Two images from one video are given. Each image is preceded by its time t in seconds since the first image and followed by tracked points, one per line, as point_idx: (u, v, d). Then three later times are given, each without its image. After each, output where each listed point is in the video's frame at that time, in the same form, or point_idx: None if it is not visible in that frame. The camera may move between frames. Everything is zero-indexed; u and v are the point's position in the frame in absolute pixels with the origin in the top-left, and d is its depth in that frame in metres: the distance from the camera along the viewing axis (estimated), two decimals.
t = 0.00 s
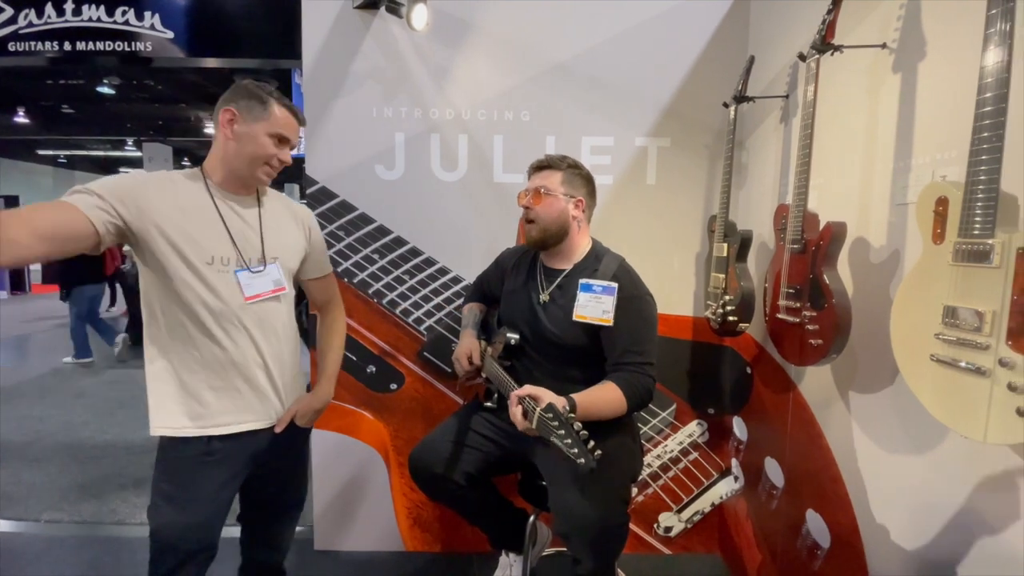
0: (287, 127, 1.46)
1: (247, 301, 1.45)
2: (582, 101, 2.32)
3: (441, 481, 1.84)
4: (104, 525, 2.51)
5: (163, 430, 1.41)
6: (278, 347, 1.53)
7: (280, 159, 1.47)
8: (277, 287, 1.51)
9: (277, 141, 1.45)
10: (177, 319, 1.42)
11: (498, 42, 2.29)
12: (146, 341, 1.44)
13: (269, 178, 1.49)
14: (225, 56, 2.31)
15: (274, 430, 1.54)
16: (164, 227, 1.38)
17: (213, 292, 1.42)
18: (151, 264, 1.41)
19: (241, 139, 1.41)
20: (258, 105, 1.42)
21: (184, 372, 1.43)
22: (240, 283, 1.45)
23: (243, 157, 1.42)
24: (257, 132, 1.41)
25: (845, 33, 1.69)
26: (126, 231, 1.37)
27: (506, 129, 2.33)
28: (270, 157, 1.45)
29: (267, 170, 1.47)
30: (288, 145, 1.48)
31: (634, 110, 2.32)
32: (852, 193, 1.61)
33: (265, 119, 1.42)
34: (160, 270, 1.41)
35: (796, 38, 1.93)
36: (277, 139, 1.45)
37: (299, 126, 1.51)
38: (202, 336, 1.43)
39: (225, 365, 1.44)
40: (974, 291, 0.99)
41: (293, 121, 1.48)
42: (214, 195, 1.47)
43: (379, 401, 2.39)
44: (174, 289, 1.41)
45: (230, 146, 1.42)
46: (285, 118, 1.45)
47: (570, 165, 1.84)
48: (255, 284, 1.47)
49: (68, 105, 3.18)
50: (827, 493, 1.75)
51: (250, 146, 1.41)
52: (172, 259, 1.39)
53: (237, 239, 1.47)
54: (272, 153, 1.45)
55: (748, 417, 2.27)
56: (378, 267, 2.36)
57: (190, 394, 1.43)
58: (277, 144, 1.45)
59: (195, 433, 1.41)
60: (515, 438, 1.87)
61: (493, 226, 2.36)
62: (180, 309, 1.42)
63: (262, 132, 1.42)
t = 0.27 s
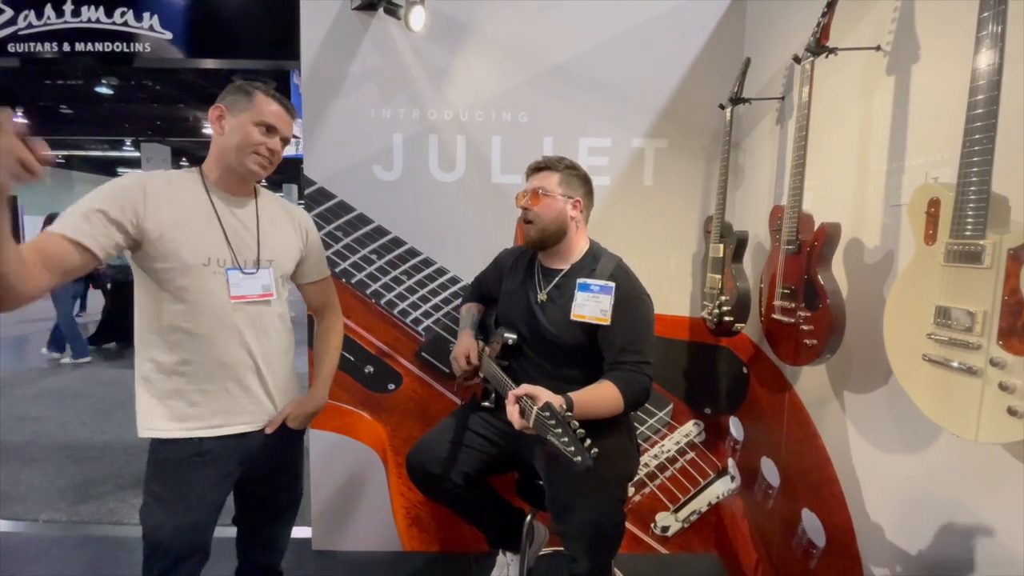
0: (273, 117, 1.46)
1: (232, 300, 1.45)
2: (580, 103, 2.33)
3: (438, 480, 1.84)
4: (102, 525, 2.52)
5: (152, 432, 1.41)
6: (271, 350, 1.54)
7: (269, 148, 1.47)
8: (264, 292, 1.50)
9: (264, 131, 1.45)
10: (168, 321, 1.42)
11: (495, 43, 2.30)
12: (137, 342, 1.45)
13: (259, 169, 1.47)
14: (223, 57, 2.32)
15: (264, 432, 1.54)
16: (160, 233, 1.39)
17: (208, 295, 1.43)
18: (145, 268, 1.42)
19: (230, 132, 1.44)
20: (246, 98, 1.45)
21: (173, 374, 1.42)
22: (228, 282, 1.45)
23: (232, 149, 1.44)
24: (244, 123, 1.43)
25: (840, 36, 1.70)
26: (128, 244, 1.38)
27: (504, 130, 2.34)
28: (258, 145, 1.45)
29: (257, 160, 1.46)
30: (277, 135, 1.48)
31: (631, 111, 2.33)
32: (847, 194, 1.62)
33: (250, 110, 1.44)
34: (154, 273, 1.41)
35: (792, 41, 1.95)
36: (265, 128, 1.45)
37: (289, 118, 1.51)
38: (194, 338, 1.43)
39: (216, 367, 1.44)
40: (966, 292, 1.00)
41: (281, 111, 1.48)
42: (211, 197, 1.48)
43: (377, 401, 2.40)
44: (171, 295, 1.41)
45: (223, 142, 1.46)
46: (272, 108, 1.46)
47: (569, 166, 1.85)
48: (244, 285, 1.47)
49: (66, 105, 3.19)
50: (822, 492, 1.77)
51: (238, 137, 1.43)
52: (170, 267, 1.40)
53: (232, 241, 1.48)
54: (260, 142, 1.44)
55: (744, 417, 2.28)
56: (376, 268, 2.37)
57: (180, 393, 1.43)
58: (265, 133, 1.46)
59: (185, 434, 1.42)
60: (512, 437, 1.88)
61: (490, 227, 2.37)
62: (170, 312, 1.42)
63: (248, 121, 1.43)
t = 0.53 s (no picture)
0: (266, 117, 1.46)
1: (232, 301, 1.46)
2: (578, 103, 2.33)
3: (437, 479, 1.85)
4: (103, 525, 2.52)
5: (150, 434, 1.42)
6: (266, 351, 1.54)
7: (262, 148, 1.48)
8: (263, 291, 1.51)
9: (257, 131, 1.46)
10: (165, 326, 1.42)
11: (494, 44, 2.31)
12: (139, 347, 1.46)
13: (253, 169, 1.49)
14: (223, 58, 2.32)
15: (257, 435, 1.54)
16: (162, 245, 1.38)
17: (205, 297, 1.43)
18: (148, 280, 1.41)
19: (222, 133, 1.44)
20: (236, 96, 1.44)
21: (169, 378, 1.43)
22: (228, 283, 1.45)
23: (225, 150, 1.44)
24: (236, 123, 1.43)
25: (837, 37, 1.71)
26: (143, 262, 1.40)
27: (503, 131, 2.34)
28: (252, 146, 1.46)
29: (251, 161, 1.47)
30: (270, 135, 1.49)
31: (630, 112, 2.34)
32: (844, 194, 1.63)
33: (242, 110, 1.44)
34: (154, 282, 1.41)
35: (789, 41, 1.95)
36: (258, 128, 1.46)
37: (280, 116, 1.51)
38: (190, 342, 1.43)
39: (210, 370, 1.44)
40: (960, 292, 1.01)
41: (273, 110, 1.48)
42: (206, 200, 1.48)
43: (376, 400, 2.41)
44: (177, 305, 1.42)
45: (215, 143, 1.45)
46: (265, 108, 1.46)
47: (568, 167, 1.86)
48: (243, 285, 1.47)
49: (64, 105, 3.19)
50: (819, 491, 1.77)
51: (231, 138, 1.43)
52: (174, 275, 1.40)
53: (229, 244, 1.48)
54: (253, 142, 1.45)
55: (742, 416, 2.29)
56: (376, 268, 2.37)
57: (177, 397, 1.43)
58: (258, 133, 1.46)
59: (182, 437, 1.43)
60: (511, 437, 1.89)
61: (489, 227, 2.37)
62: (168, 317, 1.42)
63: (240, 121, 1.43)
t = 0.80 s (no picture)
0: (263, 114, 1.47)
1: (230, 300, 1.47)
2: (579, 102, 2.34)
3: (439, 477, 1.86)
4: (106, 524, 2.53)
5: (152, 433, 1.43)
6: (266, 350, 1.55)
7: (261, 146, 1.49)
8: (261, 290, 1.53)
9: (256, 128, 1.47)
10: (164, 325, 1.43)
11: (495, 43, 2.31)
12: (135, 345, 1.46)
13: (253, 167, 1.50)
14: (224, 57, 2.33)
15: (258, 433, 1.55)
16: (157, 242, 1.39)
17: (203, 297, 1.44)
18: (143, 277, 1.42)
19: (220, 131, 1.44)
20: (233, 93, 1.44)
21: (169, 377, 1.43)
22: (225, 282, 1.46)
23: (224, 148, 1.45)
24: (234, 121, 1.43)
25: (837, 34, 1.71)
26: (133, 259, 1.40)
27: (504, 129, 2.35)
28: (251, 144, 1.47)
29: (251, 159, 1.48)
30: (268, 132, 1.50)
31: (630, 110, 2.34)
32: (845, 191, 1.63)
33: (240, 107, 1.44)
34: (151, 280, 1.41)
35: (790, 39, 1.95)
36: (256, 126, 1.47)
37: (277, 112, 1.52)
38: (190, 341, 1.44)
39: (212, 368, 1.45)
40: (961, 288, 1.02)
41: (270, 106, 1.49)
42: (203, 199, 1.49)
43: (378, 399, 2.41)
44: (173, 303, 1.42)
45: (213, 141, 1.45)
46: (262, 105, 1.47)
47: (568, 165, 1.86)
48: (240, 284, 1.49)
49: (65, 105, 3.19)
50: (821, 487, 1.78)
51: (229, 136, 1.44)
52: (170, 275, 1.40)
53: (227, 242, 1.49)
54: (252, 140, 1.46)
55: (744, 414, 2.30)
56: (377, 266, 2.38)
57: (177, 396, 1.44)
58: (256, 131, 1.47)
59: (182, 435, 1.43)
60: (513, 434, 1.89)
61: (490, 225, 2.38)
62: (167, 316, 1.43)
63: (238, 119, 1.44)
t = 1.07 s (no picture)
0: (259, 106, 1.48)
1: (224, 297, 1.46)
2: (580, 98, 2.33)
3: (441, 473, 1.87)
4: (110, 520, 2.55)
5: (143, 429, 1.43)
6: (260, 347, 1.56)
7: (257, 139, 1.49)
8: (256, 288, 1.53)
9: (251, 121, 1.47)
10: (156, 321, 1.43)
11: (496, 39, 2.30)
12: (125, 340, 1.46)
13: (248, 160, 1.50)
14: (224, 55, 2.33)
15: (251, 432, 1.55)
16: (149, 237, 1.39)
17: (199, 294, 1.44)
18: (134, 271, 1.42)
19: (214, 124, 1.44)
20: (228, 86, 1.44)
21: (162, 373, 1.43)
22: (220, 279, 1.46)
23: (219, 142, 1.45)
24: (229, 114, 1.44)
25: (841, 28, 1.70)
26: (122, 252, 1.40)
27: (505, 125, 2.34)
28: (246, 137, 1.47)
29: (246, 152, 1.48)
30: (263, 125, 1.51)
31: (632, 106, 2.33)
32: (848, 186, 1.62)
33: (235, 100, 1.44)
34: (143, 275, 1.42)
35: (792, 33, 1.94)
36: (251, 119, 1.47)
37: (272, 105, 1.53)
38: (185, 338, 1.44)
39: (207, 365, 1.46)
40: (963, 282, 1.02)
41: (265, 99, 1.50)
42: (197, 194, 1.49)
43: (380, 395, 2.42)
44: (164, 298, 1.43)
45: (207, 134, 1.45)
46: (257, 98, 1.47)
47: (570, 161, 1.87)
48: (235, 281, 1.49)
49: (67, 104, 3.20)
50: (823, 483, 1.78)
51: (224, 129, 1.44)
52: (164, 270, 1.41)
53: (222, 240, 1.49)
54: (248, 133, 1.47)
55: (746, 410, 2.30)
56: (379, 264, 2.38)
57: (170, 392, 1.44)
58: (252, 124, 1.48)
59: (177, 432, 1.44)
60: (514, 430, 1.89)
61: (491, 222, 2.38)
62: (160, 312, 1.43)
63: (234, 112, 1.44)
